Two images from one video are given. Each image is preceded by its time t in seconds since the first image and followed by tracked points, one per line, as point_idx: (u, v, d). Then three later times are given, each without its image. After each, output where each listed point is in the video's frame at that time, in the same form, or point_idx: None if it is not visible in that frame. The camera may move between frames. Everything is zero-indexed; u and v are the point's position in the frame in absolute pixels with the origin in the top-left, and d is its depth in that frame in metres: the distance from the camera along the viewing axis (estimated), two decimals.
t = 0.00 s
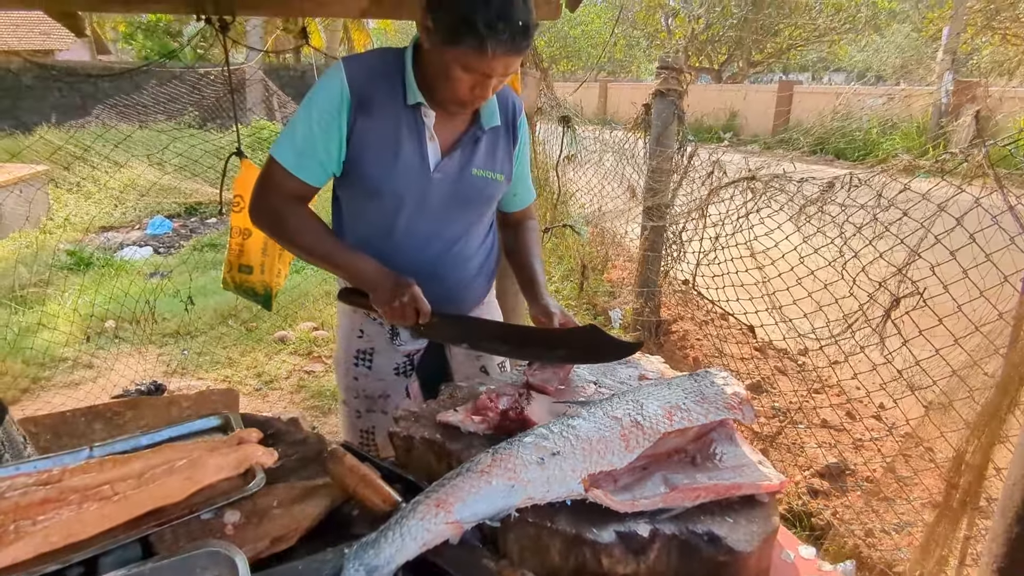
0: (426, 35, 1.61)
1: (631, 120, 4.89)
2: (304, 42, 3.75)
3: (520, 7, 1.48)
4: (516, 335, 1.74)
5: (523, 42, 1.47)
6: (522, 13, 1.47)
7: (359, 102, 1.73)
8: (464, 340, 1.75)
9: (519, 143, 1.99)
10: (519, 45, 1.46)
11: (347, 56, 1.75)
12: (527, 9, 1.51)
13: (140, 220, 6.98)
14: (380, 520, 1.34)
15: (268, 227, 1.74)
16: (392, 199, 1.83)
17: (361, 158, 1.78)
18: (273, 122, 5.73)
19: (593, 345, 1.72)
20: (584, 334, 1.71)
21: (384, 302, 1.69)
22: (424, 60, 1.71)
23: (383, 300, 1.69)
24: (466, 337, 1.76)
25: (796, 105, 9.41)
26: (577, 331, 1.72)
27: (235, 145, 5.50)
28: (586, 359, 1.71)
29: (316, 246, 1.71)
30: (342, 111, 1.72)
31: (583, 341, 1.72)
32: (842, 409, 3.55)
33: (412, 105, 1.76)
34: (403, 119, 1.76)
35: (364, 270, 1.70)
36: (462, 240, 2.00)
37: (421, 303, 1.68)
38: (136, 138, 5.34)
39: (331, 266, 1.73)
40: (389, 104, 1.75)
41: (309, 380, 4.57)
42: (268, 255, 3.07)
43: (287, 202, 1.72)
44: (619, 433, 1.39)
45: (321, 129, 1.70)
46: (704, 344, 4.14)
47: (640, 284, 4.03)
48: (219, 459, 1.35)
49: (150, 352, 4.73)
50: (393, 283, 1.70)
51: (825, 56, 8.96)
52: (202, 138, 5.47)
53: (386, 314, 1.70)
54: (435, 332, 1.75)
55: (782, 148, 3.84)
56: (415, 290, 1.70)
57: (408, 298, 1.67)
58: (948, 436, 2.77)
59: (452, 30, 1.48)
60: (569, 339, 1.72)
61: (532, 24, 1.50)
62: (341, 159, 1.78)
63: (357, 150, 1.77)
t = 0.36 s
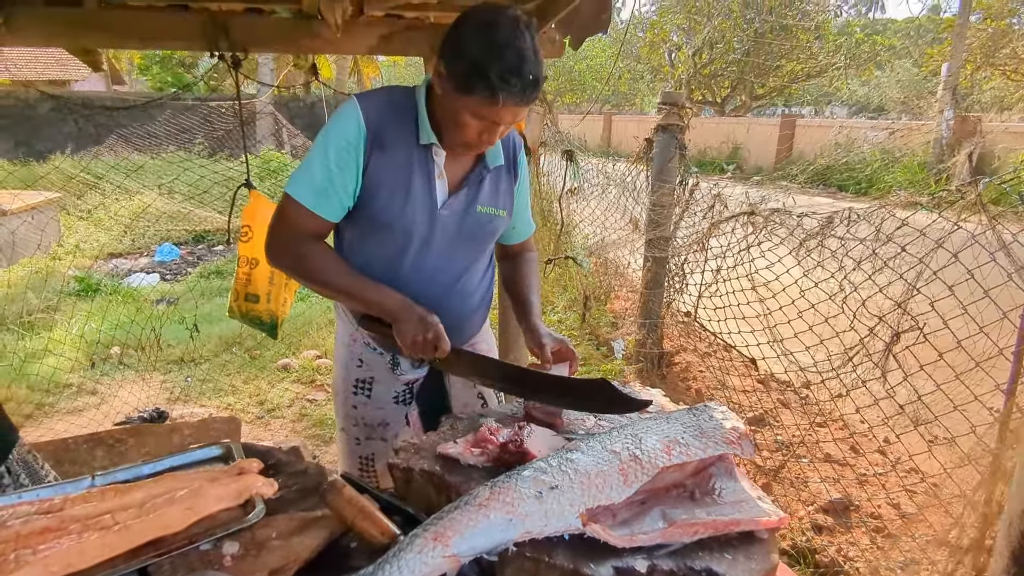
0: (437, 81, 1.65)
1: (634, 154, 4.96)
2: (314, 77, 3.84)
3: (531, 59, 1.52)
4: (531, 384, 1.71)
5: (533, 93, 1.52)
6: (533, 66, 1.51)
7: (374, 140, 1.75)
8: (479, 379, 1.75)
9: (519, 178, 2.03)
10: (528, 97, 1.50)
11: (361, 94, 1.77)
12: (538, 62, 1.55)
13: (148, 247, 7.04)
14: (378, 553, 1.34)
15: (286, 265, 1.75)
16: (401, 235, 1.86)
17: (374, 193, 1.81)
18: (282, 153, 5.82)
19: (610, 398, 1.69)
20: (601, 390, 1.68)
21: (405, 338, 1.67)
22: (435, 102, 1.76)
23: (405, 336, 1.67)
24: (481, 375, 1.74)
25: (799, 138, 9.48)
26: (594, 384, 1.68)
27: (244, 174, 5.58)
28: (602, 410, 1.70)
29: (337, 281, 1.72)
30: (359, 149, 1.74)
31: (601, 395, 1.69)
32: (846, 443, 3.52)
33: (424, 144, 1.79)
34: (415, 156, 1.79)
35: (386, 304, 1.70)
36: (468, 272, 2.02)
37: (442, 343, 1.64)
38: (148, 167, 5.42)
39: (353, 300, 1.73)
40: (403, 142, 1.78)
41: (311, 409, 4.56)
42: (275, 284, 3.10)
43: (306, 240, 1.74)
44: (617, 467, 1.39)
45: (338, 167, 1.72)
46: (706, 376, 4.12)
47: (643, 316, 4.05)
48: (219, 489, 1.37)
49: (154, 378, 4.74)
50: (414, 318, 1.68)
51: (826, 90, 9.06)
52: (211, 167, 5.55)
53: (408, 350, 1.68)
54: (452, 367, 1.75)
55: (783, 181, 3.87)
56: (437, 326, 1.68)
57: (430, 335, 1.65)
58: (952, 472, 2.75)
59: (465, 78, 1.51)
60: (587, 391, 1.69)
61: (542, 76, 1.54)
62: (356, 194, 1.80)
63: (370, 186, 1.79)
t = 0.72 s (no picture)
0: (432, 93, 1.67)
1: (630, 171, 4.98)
2: (312, 93, 3.86)
3: (525, 71, 1.52)
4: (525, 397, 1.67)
5: (528, 105, 1.53)
6: (527, 78, 1.52)
7: (372, 152, 1.76)
8: (472, 398, 1.71)
9: (511, 192, 2.06)
10: (523, 108, 1.50)
11: (359, 106, 1.79)
12: (532, 74, 1.55)
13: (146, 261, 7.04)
14: (364, 567, 1.32)
15: (280, 278, 1.72)
16: (397, 247, 1.85)
17: (371, 205, 1.80)
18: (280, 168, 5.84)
19: (606, 406, 1.62)
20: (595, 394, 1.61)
21: (398, 359, 1.65)
22: (430, 115, 1.77)
23: (398, 355, 1.65)
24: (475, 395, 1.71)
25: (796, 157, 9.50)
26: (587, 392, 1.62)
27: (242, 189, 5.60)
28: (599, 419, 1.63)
29: (329, 296, 1.69)
30: (357, 161, 1.74)
31: (596, 400, 1.62)
32: (842, 460, 3.50)
33: (420, 157, 1.80)
34: (412, 168, 1.80)
35: (378, 325, 1.67)
36: (462, 285, 2.02)
37: (437, 362, 1.62)
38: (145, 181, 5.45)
39: (343, 318, 1.69)
40: (401, 154, 1.79)
41: (306, 424, 4.53)
42: (268, 298, 3.09)
43: (300, 251, 1.71)
44: (607, 481, 1.38)
45: (336, 178, 1.72)
46: (703, 393, 4.10)
47: (638, 332, 4.05)
48: (205, 501, 1.35)
49: (148, 393, 4.72)
50: (408, 337, 1.66)
51: (823, 109, 9.11)
52: (210, 182, 5.57)
53: (401, 370, 1.66)
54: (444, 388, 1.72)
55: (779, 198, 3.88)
56: (431, 345, 1.66)
57: (424, 354, 1.63)
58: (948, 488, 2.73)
59: (460, 90, 1.52)
60: (582, 400, 1.63)
61: (536, 88, 1.54)
62: (352, 206, 1.79)
63: (367, 197, 1.79)
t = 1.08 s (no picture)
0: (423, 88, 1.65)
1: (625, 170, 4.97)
2: (306, 91, 3.84)
3: (516, 66, 1.52)
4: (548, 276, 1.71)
5: (519, 100, 1.52)
6: (518, 73, 1.51)
7: (362, 147, 1.75)
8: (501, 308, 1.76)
9: (503, 188, 2.03)
10: (514, 103, 1.50)
11: (346, 101, 1.77)
12: (524, 69, 1.55)
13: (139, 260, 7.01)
14: (355, 565, 1.30)
15: (274, 276, 1.71)
16: (389, 241, 1.84)
17: (361, 200, 1.79)
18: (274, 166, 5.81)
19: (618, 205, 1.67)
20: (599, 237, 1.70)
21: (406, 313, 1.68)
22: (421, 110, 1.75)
23: (405, 311, 1.68)
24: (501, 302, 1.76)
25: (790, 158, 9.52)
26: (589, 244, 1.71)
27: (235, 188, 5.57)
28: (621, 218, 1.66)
29: (328, 282, 1.69)
30: (347, 156, 1.73)
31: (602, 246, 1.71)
32: (835, 460, 3.51)
33: (410, 152, 1.79)
34: (402, 163, 1.79)
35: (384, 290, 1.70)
36: (454, 279, 2.02)
37: (448, 296, 1.69)
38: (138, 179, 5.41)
39: (347, 297, 1.70)
40: (391, 149, 1.77)
41: (299, 423, 4.51)
42: (259, 295, 3.08)
43: (295, 246, 1.70)
44: (600, 478, 1.37)
45: (327, 174, 1.70)
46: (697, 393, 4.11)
47: (632, 331, 4.05)
48: (194, 499, 1.34)
49: (140, 391, 4.69)
50: (413, 293, 1.69)
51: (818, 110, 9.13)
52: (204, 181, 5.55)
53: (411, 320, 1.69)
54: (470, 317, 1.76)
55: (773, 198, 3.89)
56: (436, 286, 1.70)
57: (432, 295, 1.67)
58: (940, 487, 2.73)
59: (452, 86, 1.50)
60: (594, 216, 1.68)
61: (527, 84, 1.54)
62: (344, 201, 1.78)
63: (358, 192, 1.78)
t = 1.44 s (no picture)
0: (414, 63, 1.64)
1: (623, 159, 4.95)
2: (303, 76, 3.81)
3: (505, 33, 1.51)
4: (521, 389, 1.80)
5: (510, 68, 1.50)
6: (508, 40, 1.50)
7: (362, 125, 1.74)
8: (471, 394, 1.83)
9: (499, 165, 2.06)
10: (503, 70, 1.48)
11: (346, 81, 1.76)
12: (513, 37, 1.54)
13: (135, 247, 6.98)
14: (353, 550, 1.30)
15: (279, 261, 1.70)
16: (394, 223, 1.82)
17: (364, 181, 1.77)
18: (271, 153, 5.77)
19: (602, 399, 1.76)
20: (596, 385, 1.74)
21: (399, 354, 1.65)
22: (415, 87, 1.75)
23: (400, 351, 1.65)
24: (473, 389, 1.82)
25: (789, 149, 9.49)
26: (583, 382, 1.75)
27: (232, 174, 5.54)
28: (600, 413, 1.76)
29: (333, 285, 1.68)
30: (348, 135, 1.72)
31: (595, 392, 1.75)
32: (832, 450, 3.51)
33: (407, 127, 1.79)
34: (401, 142, 1.79)
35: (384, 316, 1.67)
36: (458, 261, 1.99)
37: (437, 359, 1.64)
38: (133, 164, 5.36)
39: (349, 312, 1.68)
40: (390, 125, 1.77)
41: (296, 411, 4.51)
42: (258, 279, 3.06)
43: (299, 231, 1.69)
44: (600, 464, 1.37)
45: (329, 154, 1.69)
46: (694, 382, 4.11)
47: (631, 321, 4.05)
48: (191, 483, 1.32)
49: (136, 377, 4.68)
50: (409, 334, 1.66)
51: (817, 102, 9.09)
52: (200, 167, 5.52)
53: (402, 366, 1.66)
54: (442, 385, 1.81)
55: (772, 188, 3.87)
56: (430, 344, 1.66)
57: (424, 354, 1.64)
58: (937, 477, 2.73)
59: (442, 58, 1.51)
60: (572, 394, 1.76)
61: (517, 50, 1.52)
62: (347, 184, 1.77)
63: (360, 173, 1.76)
